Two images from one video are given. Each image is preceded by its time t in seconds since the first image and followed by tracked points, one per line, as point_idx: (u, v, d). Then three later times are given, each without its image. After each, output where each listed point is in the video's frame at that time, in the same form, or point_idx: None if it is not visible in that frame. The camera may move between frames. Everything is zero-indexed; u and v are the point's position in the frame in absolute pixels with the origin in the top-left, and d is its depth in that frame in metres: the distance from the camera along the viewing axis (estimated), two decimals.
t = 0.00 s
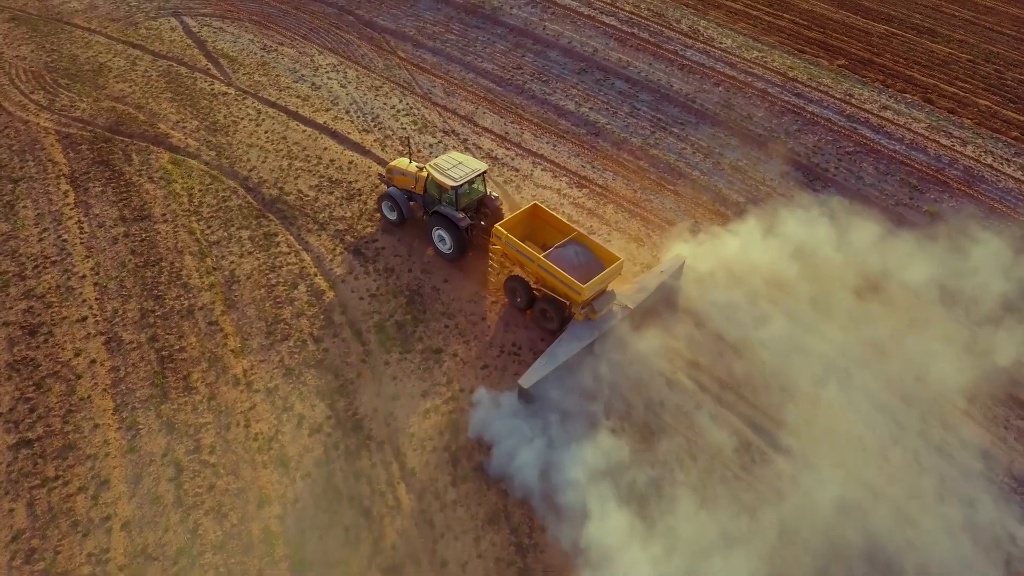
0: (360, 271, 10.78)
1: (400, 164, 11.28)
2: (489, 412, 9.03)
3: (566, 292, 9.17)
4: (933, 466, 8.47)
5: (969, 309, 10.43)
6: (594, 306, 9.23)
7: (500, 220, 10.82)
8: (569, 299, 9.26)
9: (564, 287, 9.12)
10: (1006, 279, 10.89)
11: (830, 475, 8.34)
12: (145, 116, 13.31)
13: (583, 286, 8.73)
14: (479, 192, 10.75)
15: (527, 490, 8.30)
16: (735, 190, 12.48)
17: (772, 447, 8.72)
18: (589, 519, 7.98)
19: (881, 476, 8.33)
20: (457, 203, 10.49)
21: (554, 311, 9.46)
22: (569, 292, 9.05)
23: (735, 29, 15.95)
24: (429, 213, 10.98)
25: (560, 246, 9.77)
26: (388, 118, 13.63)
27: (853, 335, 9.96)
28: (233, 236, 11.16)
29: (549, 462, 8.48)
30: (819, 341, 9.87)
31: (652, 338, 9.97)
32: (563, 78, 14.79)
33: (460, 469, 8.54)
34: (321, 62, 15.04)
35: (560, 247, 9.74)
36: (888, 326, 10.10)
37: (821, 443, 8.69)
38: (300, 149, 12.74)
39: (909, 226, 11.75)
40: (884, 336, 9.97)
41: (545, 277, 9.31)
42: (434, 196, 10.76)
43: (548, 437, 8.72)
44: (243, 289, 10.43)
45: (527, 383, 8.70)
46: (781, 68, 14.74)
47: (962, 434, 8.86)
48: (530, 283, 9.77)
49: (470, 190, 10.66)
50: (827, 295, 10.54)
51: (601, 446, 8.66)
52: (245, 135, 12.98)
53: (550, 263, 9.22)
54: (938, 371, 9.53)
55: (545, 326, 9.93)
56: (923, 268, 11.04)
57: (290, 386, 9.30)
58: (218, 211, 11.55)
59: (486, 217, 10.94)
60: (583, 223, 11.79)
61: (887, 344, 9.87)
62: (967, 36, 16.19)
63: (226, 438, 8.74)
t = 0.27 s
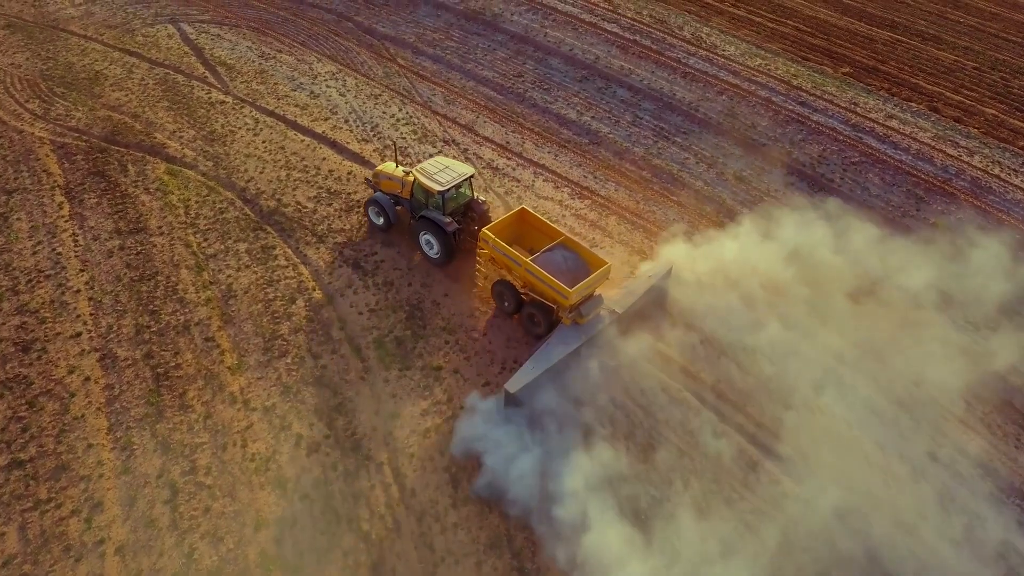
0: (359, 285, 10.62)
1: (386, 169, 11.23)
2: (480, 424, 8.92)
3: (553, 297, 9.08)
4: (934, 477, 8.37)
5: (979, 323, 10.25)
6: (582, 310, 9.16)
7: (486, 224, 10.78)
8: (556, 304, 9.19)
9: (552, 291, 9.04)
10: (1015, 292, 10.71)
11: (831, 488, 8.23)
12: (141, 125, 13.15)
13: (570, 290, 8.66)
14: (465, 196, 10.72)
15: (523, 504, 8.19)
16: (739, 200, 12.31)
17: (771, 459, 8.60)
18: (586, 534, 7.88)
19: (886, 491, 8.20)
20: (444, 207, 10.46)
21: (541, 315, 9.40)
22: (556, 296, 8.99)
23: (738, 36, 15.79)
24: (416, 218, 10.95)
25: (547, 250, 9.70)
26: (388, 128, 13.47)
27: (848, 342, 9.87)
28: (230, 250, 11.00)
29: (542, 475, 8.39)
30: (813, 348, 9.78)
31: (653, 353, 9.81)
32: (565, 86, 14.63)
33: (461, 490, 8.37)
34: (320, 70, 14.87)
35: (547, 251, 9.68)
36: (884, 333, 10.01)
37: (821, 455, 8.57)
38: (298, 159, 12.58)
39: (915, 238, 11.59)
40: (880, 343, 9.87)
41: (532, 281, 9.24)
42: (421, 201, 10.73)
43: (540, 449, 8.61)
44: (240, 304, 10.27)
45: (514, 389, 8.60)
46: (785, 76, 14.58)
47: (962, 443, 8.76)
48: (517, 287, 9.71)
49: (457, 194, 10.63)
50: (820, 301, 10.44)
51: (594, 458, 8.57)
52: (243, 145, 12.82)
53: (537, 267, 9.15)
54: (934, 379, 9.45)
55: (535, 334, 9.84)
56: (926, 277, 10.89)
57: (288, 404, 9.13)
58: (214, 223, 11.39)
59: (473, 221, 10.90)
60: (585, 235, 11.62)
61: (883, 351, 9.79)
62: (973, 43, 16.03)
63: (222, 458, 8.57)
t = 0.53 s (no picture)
0: (381, 298, 10.48)
1: (396, 171, 11.24)
2: (487, 434, 8.85)
3: (561, 303, 9.11)
4: (959, 504, 8.17)
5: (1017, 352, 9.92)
6: (589, 318, 9.14)
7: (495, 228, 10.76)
8: (563, 311, 9.18)
9: (560, 298, 9.06)
10: None
11: (855, 518, 8.01)
12: (167, 130, 13.12)
13: (578, 298, 8.65)
14: (474, 200, 10.70)
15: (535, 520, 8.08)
16: (770, 218, 12.03)
17: (791, 482, 8.43)
18: (600, 552, 7.78)
19: (913, 523, 7.96)
20: (453, 211, 10.45)
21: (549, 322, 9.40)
22: (564, 303, 8.98)
23: (771, 48, 15.49)
24: (425, 221, 10.95)
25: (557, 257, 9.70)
26: (414, 137, 13.34)
27: (866, 363, 9.70)
28: (252, 258, 10.91)
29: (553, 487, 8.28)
30: (829, 368, 9.61)
31: (675, 373, 9.62)
32: (594, 97, 14.42)
33: (479, 514, 8.19)
34: (347, 76, 14.78)
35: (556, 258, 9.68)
36: (906, 352, 9.81)
37: (842, 481, 8.37)
38: (323, 167, 12.49)
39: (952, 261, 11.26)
40: (901, 364, 9.67)
41: (540, 288, 9.24)
42: (430, 205, 10.73)
43: (548, 461, 8.53)
44: (261, 314, 10.17)
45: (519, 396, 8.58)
46: (819, 90, 14.28)
47: (988, 469, 8.55)
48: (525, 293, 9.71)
49: (465, 198, 10.62)
50: (839, 319, 10.26)
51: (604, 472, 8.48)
52: (268, 152, 12.74)
53: (545, 274, 9.15)
54: (958, 401, 9.24)
55: (543, 342, 9.84)
56: (957, 300, 10.62)
57: (307, 419, 9.00)
58: (238, 231, 11.31)
59: (482, 225, 10.88)
60: (612, 252, 11.41)
61: (904, 371, 9.59)
62: (1014, 60, 15.62)
63: (239, 474, 8.45)
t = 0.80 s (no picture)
0: (402, 310, 10.36)
1: (407, 174, 11.28)
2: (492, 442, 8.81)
3: (568, 309, 9.05)
4: (978, 528, 8.00)
5: None
6: (597, 324, 9.08)
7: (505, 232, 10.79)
8: (570, 316, 9.14)
9: (567, 303, 9.00)
10: None
11: (875, 546, 7.82)
12: (192, 133, 13.09)
13: (585, 303, 8.61)
14: (485, 204, 10.73)
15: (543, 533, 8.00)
16: (800, 236, 11.75)
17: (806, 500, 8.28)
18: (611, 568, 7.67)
19: (936, 554, 7.75)
20: (462, 215, 10.49)
21: (556, 327, 9.37)
22: (571, 308, 8.94)
23: (804, 60, 15.19)
24: (435, 224, 10.99)
25: (566, 261, 9.64)
26: (438, 145, 13.21)
27: (882, 380, 9.54)
28: (273, 266, 10.83)
29: (559, 498, 8.22)
30: (844, 384, 9.46)
31: (698, 393, 9.41)
32: (622, 108, 14.21)
33: (496, 535, 8.03)
34: (373, 81, 14.69)
35: (565, 263, 9.62)
36: (927, 371, 9.64)
37: (860, 505, 8.20)
38: (346, 175, 12.41)
39: (990, 284, 10.91)
40: (919, 383, 9.49)
41: (548, 292, 9.21)
42: (440, 208, 10.77)
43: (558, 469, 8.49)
44: (280, 324, 10.08)
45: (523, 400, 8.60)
46: (853, 105, 13.97)
47: (1010, 492, 8.37)
48: (533, 298, 9.69)
49: (476, 202, 10.65)
50: (855, 336, 10.10)
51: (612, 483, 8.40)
52: (292, 157, 12.68)
53: (552, 279, 9.13)
54: (980, 422, 9.06)
55: (551, 347, 9.80)
56: (986, 322, 10.35)
57: (323, 433, 8.89)
58: (260, 238, 11.24)
59: (492, 229, 10.91)
60: (637, 267, 11.19)
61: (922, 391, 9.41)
62: None
63: (254, 488, 8.36)
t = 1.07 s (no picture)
0: (418, 323, 10.22)
1: (415, 175, 11.24)
2: (491, 444, 8.78)
3: (572, 314, 9.00)
4: (996, 549, 7.78)
5: None
6: (600, 330, 9.02)
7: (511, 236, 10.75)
8: (574, 321, 9.09)
9: (570, 308, 8.96)
10: None
11: (886, 569, 7.62)
12: (212, 138, 13.04)
13: (588, 309, 8.55)
14: (492, 207, 10.68)
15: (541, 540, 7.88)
16: (827, 254, 11.48)
17: (819, 519, 8.10)
18: None
19: None
20: (469, 217, 10.45)
21: (559, 332, 9.31)
22: (574, 314, 8.88)
23: (833, 73, 14.89)
24: (441, 226, 10.94)
25: (571, 266, 9.59)
26: (459, 154, 13.07)
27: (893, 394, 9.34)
28: (290, 276, 10.73)
29: (556, 501, 8.13)
30: (859, 398, 9.27)
31: (718, 415, 9.18)
32: (646, 118, 14.00)
33: (508, 558, 7.85)
34: (394, 88, 14.58)
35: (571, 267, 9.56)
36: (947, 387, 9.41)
37: (873, 524, 8.02)
38: (366, 183, 12.30)
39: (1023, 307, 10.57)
40: (937, 399, 9.26)
41: (551, 297, 9.17)
42: (447, 210, 10.72)
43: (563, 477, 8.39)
44: (295, 335, 9.97)
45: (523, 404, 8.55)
46: (883, 119, 13.66)
47: None
48: (537, 302, 9.65)
49: (483, 205, 10.60)
50: (866, 349, 9.91)
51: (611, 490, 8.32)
52: (312, 164, 12.59)
53: (556, 283, 9.08)
54: (1001, 440, 8.82)
55: (553, 351, 9.76)
56: (1010, 339, 10.06)
57: (336, 449, 8.76)
58: (277, 246, 11.15)
59: (498, 232, 10.86)
60: (659, 282, 10.96)
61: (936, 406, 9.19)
62: None
63: (265, 503, 8.24)
